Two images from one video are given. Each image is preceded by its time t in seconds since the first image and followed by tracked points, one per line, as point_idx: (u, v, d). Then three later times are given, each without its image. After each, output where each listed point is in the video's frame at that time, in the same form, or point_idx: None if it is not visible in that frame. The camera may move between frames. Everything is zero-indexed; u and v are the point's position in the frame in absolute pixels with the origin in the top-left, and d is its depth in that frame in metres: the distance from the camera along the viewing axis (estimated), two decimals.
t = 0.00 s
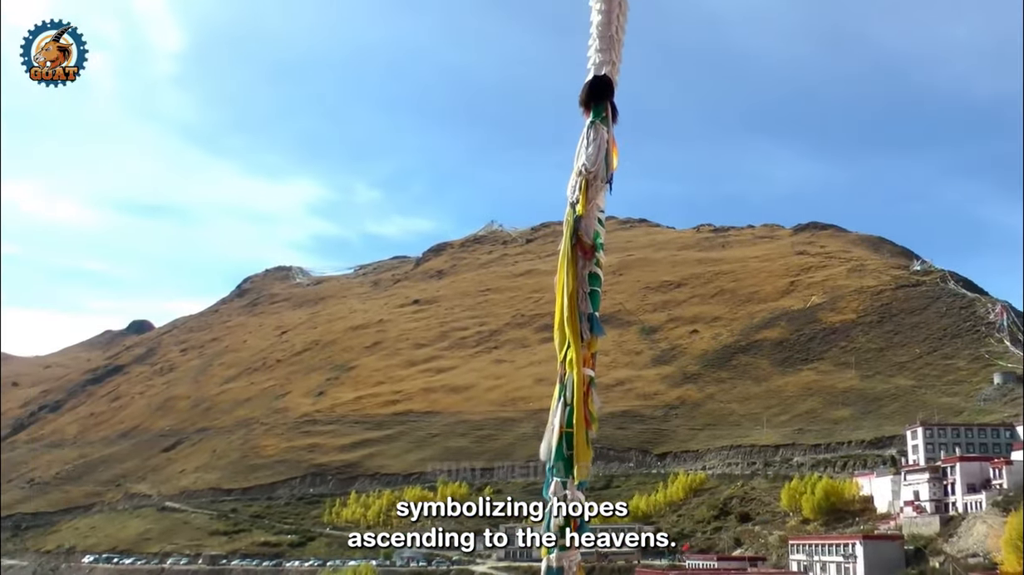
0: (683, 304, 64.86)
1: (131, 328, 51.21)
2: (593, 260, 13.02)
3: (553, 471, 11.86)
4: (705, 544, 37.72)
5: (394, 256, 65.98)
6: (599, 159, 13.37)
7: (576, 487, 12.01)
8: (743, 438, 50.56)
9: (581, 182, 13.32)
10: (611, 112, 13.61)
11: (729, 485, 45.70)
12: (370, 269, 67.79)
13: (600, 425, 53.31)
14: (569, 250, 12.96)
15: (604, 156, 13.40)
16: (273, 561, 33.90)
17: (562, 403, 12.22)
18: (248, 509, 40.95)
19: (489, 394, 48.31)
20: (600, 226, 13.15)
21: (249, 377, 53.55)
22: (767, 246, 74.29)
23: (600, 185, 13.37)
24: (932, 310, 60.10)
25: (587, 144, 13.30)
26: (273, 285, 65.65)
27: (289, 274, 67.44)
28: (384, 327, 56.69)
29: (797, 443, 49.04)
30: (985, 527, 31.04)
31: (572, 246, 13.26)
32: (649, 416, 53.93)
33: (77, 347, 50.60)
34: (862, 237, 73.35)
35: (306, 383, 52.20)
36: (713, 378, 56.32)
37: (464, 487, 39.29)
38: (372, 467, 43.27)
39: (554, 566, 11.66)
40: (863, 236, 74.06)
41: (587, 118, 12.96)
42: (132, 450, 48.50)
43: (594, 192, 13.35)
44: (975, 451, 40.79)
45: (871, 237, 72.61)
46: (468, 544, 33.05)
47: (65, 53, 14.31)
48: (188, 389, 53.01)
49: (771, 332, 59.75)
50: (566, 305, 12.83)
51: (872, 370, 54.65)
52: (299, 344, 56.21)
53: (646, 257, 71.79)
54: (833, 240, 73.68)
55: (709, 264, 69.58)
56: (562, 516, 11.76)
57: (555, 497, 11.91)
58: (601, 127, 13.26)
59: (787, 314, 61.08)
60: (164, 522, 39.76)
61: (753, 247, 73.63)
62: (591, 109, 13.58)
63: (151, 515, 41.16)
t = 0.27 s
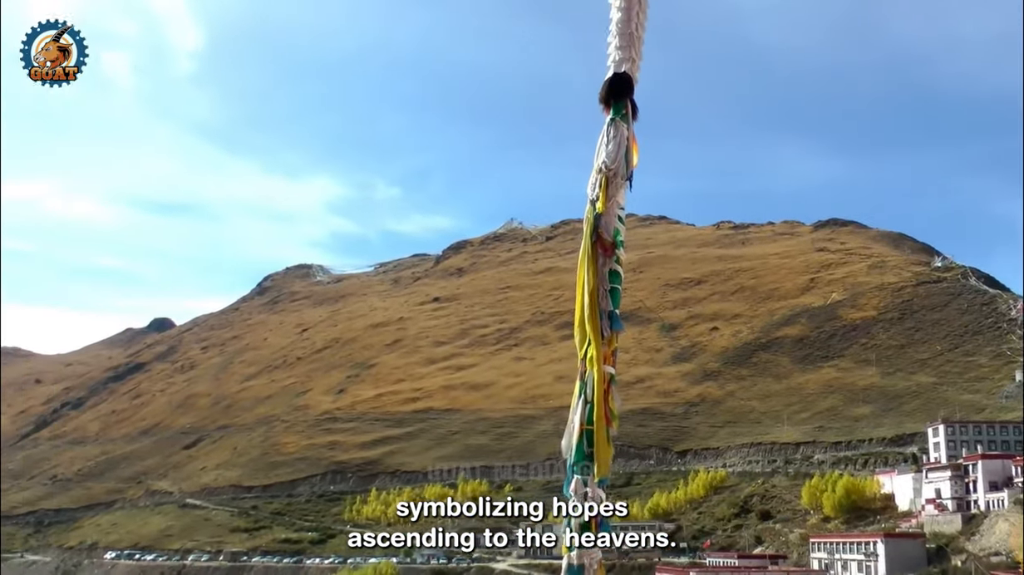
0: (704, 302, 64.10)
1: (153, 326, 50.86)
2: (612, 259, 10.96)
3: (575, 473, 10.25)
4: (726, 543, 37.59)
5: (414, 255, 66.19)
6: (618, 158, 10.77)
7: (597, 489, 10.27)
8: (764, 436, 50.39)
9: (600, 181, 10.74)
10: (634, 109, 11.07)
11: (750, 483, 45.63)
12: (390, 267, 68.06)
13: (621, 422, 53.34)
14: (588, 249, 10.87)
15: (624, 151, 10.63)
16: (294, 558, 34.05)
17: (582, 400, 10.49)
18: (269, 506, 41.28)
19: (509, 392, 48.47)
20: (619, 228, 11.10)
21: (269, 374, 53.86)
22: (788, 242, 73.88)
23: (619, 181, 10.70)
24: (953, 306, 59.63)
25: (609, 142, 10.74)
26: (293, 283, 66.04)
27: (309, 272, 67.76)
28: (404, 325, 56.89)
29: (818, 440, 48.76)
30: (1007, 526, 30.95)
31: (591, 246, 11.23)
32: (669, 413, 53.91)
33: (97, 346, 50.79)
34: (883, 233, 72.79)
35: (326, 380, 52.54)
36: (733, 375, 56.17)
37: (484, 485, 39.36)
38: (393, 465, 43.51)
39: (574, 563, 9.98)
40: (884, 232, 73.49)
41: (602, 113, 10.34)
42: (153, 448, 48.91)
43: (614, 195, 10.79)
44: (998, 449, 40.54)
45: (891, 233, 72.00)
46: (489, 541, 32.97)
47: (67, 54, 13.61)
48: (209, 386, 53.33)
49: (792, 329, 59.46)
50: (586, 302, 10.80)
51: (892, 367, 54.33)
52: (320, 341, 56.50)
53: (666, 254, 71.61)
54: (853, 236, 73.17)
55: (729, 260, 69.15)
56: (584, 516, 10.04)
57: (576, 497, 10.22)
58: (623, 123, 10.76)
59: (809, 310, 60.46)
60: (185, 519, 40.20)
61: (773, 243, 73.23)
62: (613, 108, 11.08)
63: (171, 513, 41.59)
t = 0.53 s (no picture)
0: (724, 299, 63.73)
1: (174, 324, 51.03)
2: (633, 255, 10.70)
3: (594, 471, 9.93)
4: (746, 542, 37.15)
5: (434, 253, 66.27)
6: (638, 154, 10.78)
7: (617, 487, 9.97)
8: (784, 434, 50.07)
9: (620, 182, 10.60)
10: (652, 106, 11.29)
11: (770, 481, 45.31)
12: (409, 265, 68.14)
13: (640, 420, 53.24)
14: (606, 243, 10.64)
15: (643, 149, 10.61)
16: (314, 554, 34.07)
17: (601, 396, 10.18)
18: (289, 504, 41.42)
19: (529, 390, 48.47)
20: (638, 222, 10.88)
21: (289, 372, 54.01)
22: (808, 240, 73.42)
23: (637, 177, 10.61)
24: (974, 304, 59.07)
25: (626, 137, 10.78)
26: (313, 282, 66.21)
27: (329, 270, 67.98)
28: (424, 323, 56.94)
29: (838, 439, 48.39)
30: None
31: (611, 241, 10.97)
32: (688, 411, 53.73)
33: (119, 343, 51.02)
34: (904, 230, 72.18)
35: (346, 378, 52.70)
36: (752, 373, 55.95)
37: (504, 483, 39.21)
38: (412, 462, 43.54)
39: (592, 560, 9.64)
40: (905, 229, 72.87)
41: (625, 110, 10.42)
42: (174, 444, 49.09)
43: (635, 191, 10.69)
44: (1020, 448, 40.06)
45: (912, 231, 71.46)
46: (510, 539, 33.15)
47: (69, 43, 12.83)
48: (229, 384, 53.49)
49: (812, 327, 59.11)
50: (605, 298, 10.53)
51: (912, 365, 53.89)
52: (339, 339, 56.60)
53: (685, 253, 71.69)
54: (874, 233, 72.61)
55: (749, 258, 68.83)
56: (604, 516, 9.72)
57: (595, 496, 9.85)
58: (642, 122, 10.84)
59: (828, 308, 60.18)
60: (206, 516, 40.39)
61: (793, 241, 72.82)
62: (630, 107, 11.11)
63: (192, 509, 41.78)
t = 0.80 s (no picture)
0: (743, 298, 63.58)
1: (193, 323, 51.28)
2: (652, 255, 10.96)
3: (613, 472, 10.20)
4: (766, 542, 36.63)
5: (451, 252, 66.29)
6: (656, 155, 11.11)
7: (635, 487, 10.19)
8: (802, 434, 49.69)
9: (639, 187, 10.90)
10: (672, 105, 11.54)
11: (788, 481, 44.73)
12: (427, 265, 68.20)
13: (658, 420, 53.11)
14: (626, 245, 10.89)
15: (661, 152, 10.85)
16: (332, 553, 34.04)
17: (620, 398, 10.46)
18: (308, 502, 41.46)
19: (547, 389, 48.46)
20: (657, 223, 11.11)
21: (308, 371, 54.08)
22: (826, 238, 72.86)
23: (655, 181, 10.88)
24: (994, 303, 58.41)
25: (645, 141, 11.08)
26: (331, 281, 66.35)
27: (347, 270, 68.11)
28: (442, 322, 56.97)
29: (856, 439, 47.97)
30: None
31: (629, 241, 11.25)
32: (706, 411, 53.50)
33: (140, 342, 51.27)
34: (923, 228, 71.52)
35: (365, 377, 52.79)
36: (771, 372, 55.72)
37: (522, 483, 38.94)
38: (431, 461, 43.55)
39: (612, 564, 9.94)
40: (925, 227, 72.18)
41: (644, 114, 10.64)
42: (193, 443, 49.23)
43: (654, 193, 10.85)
44: None
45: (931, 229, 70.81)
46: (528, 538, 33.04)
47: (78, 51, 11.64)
48: (248, 383, 53.59)
49: (831, 326, 58.72)
50: (623, 299, 10.82)
51: (931, 364, 53.30)
52: (358, 339, 56.67)
53: (702, 252, 71.45)
54: (892, 232, 71.98)
55: (768, 257, 68.42)
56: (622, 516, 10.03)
57: (616, 497, 9.98)
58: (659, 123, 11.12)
59: (847, 307, 59.82)
60: (225, 514, 40.44)
61: (811, 239, 72.30)
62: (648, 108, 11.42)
63: (211, 507, 41.85)
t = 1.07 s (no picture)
0: (754, 301, 62.76)
1: (197, 327, 50.76)
2: (662, 257, 8.51)
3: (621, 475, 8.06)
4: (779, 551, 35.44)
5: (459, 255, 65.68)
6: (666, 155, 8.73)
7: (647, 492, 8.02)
8: (815, 440, 48.69)
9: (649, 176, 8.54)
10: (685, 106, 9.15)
11: (801, 488, 43.42)
12: (435, 268, 67.59)
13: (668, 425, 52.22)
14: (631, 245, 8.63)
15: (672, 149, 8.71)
16: (337, 560, 33.28)
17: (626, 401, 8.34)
18: (313, 508, 40.74)
19: (555, 394, 47.76)
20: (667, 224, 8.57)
21: (313, 375, 53.45)
22: (839, 241, 71.81)
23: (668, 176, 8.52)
24: (1011, 306, 57.23)
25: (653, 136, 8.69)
26: (337, 284, 65.77)
27: (353, 272, 67.62)
28: (449, 326, 56.31)
29: (870, 445, 46.85)
30: None
31: (639, 245, 8.94)
32: (718, 416, 52.56)
33: (143, 346, 50.73)
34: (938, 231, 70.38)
35: (371, 382, 52.13)
36: (783, 377, 54.83)
37: (529, 489, 38.02)
38: (438, 467, 42.86)
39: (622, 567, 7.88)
40: (939, 230, 71.03)
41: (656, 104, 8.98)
42: (197, 447, 48.61)
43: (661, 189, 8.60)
44: None
45: (946, 232, 69.69)
46: (536, 546, 32.20)
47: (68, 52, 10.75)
48: (253, 387, 52.97)
49: (844, 330, 57.75)
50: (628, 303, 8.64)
51: (948, 369, 52.13)
52: (364, 342, 56.01)
53: (713, 254, 70.60)
54: (907, 235, 70.88)
55: (780, 260, 67.46)
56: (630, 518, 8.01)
57: (623, 503, 7.94)
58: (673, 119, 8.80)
59: (861, 311, 58.82)
60: (229, 519, 39.74)
61: (823, 242, 71.28)
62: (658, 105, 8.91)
63: (215, 513, 41.15)
